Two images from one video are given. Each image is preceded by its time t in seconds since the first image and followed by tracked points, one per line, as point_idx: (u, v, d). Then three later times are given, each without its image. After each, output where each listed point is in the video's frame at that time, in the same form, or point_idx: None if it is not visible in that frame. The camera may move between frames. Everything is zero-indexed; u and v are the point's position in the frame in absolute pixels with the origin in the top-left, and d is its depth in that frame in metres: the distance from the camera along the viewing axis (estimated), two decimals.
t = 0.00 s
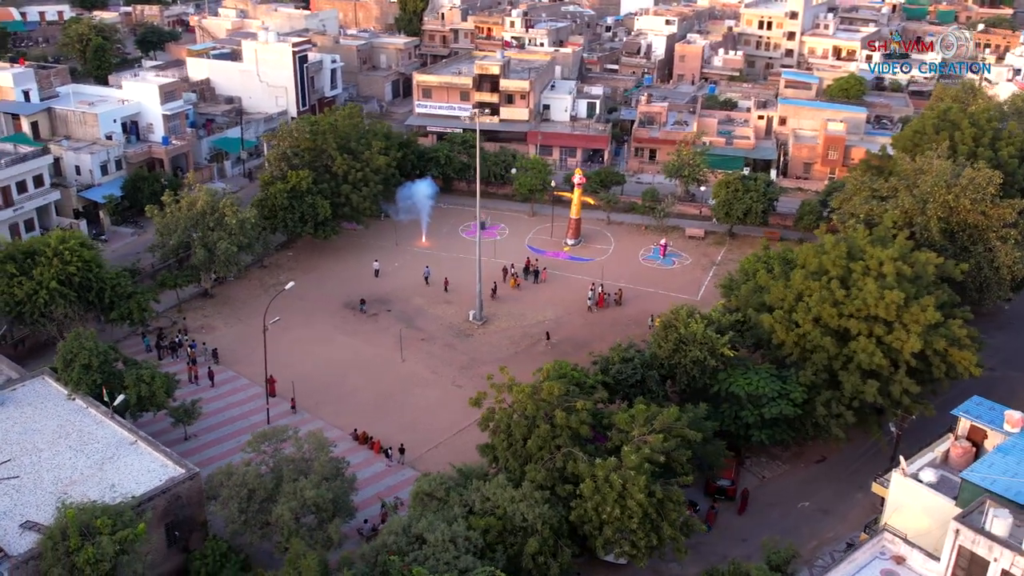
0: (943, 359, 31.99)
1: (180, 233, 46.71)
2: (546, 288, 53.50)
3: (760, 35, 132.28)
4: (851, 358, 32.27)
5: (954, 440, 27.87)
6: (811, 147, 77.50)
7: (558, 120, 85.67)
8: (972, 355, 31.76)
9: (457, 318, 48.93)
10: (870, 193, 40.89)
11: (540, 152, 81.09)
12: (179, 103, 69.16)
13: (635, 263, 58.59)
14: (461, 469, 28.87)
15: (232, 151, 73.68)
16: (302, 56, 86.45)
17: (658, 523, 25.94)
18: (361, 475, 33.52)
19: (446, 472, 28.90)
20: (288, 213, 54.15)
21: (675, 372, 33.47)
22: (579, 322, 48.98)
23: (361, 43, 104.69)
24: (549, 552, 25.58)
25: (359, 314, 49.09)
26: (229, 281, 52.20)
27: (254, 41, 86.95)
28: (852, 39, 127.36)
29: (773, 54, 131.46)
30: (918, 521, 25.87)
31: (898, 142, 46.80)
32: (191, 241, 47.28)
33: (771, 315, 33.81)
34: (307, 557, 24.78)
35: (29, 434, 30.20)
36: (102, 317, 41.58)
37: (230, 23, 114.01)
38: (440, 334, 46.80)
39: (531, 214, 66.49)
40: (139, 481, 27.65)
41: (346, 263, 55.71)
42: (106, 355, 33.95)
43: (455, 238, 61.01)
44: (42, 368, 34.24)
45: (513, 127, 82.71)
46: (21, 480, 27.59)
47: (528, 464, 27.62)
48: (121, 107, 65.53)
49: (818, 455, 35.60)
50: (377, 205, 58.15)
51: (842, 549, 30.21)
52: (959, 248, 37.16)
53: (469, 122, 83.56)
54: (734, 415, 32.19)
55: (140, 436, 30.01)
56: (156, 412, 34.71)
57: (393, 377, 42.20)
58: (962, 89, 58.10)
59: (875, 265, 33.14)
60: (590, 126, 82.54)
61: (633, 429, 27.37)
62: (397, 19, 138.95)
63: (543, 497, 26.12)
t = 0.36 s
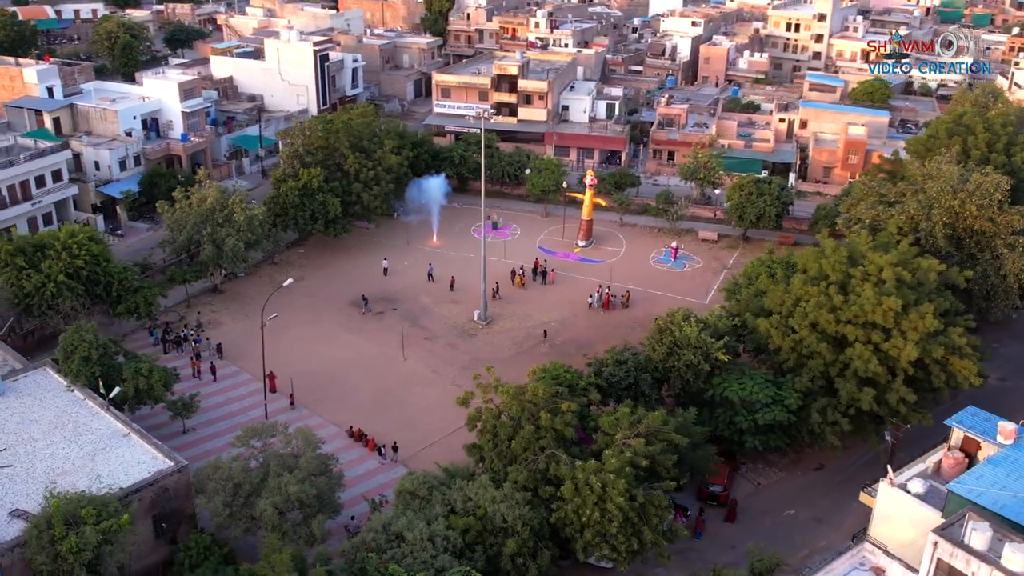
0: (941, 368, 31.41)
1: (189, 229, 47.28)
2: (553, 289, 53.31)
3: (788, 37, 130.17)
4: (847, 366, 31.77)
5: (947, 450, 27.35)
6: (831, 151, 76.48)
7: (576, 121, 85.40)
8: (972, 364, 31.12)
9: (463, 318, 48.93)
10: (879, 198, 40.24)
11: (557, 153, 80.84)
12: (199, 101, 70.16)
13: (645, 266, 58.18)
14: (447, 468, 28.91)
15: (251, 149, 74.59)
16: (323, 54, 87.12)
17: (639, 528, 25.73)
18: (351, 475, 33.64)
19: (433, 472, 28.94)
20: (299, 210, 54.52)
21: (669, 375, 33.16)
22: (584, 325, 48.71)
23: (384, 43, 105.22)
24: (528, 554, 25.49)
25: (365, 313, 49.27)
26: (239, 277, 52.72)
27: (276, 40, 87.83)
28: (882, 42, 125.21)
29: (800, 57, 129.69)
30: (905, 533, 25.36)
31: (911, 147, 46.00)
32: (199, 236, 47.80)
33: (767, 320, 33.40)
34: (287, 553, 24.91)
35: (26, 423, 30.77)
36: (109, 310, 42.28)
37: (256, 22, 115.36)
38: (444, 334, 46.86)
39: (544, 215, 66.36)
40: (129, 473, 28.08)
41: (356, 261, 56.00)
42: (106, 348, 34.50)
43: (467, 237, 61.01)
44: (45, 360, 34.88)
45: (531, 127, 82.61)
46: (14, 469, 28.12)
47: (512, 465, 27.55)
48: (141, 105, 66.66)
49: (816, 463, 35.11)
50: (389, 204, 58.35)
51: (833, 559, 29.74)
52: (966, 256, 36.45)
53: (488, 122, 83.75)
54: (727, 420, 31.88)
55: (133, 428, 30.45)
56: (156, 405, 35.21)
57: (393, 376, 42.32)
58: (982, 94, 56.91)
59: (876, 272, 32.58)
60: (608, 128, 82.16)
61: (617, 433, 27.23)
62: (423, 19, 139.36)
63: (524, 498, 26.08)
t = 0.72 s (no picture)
0: (935, 377, 30.86)
1: (195, 225, 47.82)
2: (557, 290, 53.10)
3: (814, 40, 128.51)
4: (839, 373, 31.28)
5: (933, 461, 26.81)
6: (850, 156, 75.40)
7: (593, 122, 85.16)
8: (967, 374, 30.48)
9: (464, 318, 48.90)
10: (882, 203, 39.57)
11: (572, 154, 80.61)
12: (215, 99, 70.91)
13: (652, 268, 57.79)
14: (428, 468, 28.92)
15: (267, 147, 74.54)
16: (342, 54, 87.70)
17: (614, 533, 25.54)
18: (337, 471, 33.82)
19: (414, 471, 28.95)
20: (307, 208, 54.89)
21: (658, 380, 32.88)
22: (586, 326, 48.43)
23: (404, 42, 105.64)
24: (502, 555, 25.42)
25: (368, 311, 49.45)
26: (246, 273, 53.22)
27: (296, 39, 88.62)
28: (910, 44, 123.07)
29: (826, 60, 128.16)
30: (886, 544, 24.87)
31: (921, 153, 45.20)
32: (205, 233, 48.30)
33: (759, 325, 32.99)
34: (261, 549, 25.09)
35: (19, 413, 31.31)
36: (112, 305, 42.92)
37: (280, 21, 116.49)
38: (444, 333, 46.87)
39: (554, 216, 66.16)
40: (114, 465, 28.50)
41: (363, 259, 56.27)
42: (102, 341, 34.99)
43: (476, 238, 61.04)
44: (43, 351, 35.46)
45: (547, 128, 82.49)
46: (4, 458, 28.65)
47: (491, 465, 27.49)
48: (158, 102, 67.67)
49: (809, 471, 34.59)
50: (397, 202, 58.52)
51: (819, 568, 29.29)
52: (968, 263, 35.76)
53: (504, 122, 83.88)
54: (716, 426, 31.55)
55: (122, 420, 30.87)
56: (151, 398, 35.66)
57: (390, 374, 42.41)
58: (1000, 98, 55.72)
59: (870, 278, 32.04)
60: (624, 129, 81.73)
61: (596, 436, 27.06)
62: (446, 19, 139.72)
63: (500, 500, 26.01)
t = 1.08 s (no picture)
0: (927, 390, 30.17)
1: (198, 223, 48.18)
2: (560, 293, 52.70)
3: (839, 44, 126.47)
4: (828, 383, 30.67)
5: (917, 476, 26.16)
6: (867, 161, 73.77)
7: (608, 124, 84.76)
8: (960, 387, 29.76)
9: (464, 319, 48.72)
10: (885, 210, 38.79)
11: (585, 157, 80.18)
12: (229, 96, 71.45)
13: (658, 272, 57.22)
14: (406, 471, 28.83)
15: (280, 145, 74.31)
16: (359, 53, 88.11)
17: (585, 540, 25.24)
18: (315, 474, 33.65)
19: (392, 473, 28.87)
20: (312, 207, 55.10)
21: (644, 386, 32.47)
22: (586, 330, 47.97)
23: (423, 42, 105.81)
24: (472, 560, 25.25)
25: (368, 310, 49.47)
26: (250, 271, 53.56)
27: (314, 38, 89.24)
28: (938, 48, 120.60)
29: (851, 64, 125.82)
30: (863, 560, 24.30)
31: (929, 160, 44.26)
32: (208, 230, 48.64)
33: (749, 333, 32.46)
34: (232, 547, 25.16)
35: (9, 406, 31.72)
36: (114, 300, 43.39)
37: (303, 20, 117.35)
38: (442, 334, 46.80)
39: (563, 218, 65.83)
40: (96, 459, 28.74)
41: (367, 258, 56.35)
42: (95, 336, 35.37)
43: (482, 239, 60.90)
44: (38, 345, 35.91)
45: (561, 129, 82.17)
46: None
47: (466, 469, 27.32)
48: (173, 99, 68.49)
49: (800, 482, 33.97)
50: (403, 202, 58.53)
51: None
52: (969, 274, 34.94)
53: (519, 123, 83.80)
54: (702, 435, 31.13)
55: (108, 415, 31.13)
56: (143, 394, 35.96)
57: (385, 375, 42.39)
58: (1018, 104, 54.41)
59: (863, 287, 31.39)
60: (638, 132, 81.05)
61: (571, 441, 26.77)
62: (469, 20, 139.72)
63: (472, 504, 25.87)
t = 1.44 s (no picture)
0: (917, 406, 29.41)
1: (200, 222, 48.43)
2: (562, 297, 52.24)
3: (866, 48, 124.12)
4: (816, 398, 29.94)
5: (900, 495, 25.40)
6: (885, 167, 71.92)
7: (624, 127, 84.12)
8: (952, 404, 28.89)
9: (463, 323, 48.46)
10: (888, 218, 37.86)
11: (598, 160, 79.59)
12: (243, 96, 71.86)
13: (664, 278, 56.53)
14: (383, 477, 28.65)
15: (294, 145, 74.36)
16: (375, 53, 88.31)
17: (556, 552, 24.82)
18: (294, 478, 33.38)
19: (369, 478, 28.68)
20: (317, 207, 55.17)
21: (630, 395, 31.94)
22: (585, 336, 47.46)
23: (442, 43, 105.78)
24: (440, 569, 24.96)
25: (368, 312, 49.38)
26: (254, 270, 53.73)
27: (331, 38, 89.64)
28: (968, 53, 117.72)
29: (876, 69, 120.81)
30: None
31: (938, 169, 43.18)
32: (210, 229, 48.84)
33: (738, 343, 31.81)
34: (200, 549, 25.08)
35: None
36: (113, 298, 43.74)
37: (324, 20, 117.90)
38: (439, 338, 46.59)
39: (571, 222, 65.32)
40: (75, 457, 28.88)
41: (372, 260, 56.30)
42: (86, 334, 35.61)
43: (489, 242, 60.61)
44: (31, 342, 36.21)
45: (575, 132, 81.64)
46: None
47: (440, 476, 27.03)
48: (187, 98, 69.05)
49: (791, 496, 33.21)
50: (409, 204, 58.42)
51: None
52: (971, 287, 34.00)
53: (533, 125, 83.40)
54: (688, 446, 30.54)
55: (92, 413, 31.30)
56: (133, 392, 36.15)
57: (379, 378, 42.27)
58: None
59: (855, 299, 30.61)
60: (653, 135, 80.22)
61: (546, 451, 26.37)
62: (492, 21, 139.40)
63: (443, 512, 25.57)
